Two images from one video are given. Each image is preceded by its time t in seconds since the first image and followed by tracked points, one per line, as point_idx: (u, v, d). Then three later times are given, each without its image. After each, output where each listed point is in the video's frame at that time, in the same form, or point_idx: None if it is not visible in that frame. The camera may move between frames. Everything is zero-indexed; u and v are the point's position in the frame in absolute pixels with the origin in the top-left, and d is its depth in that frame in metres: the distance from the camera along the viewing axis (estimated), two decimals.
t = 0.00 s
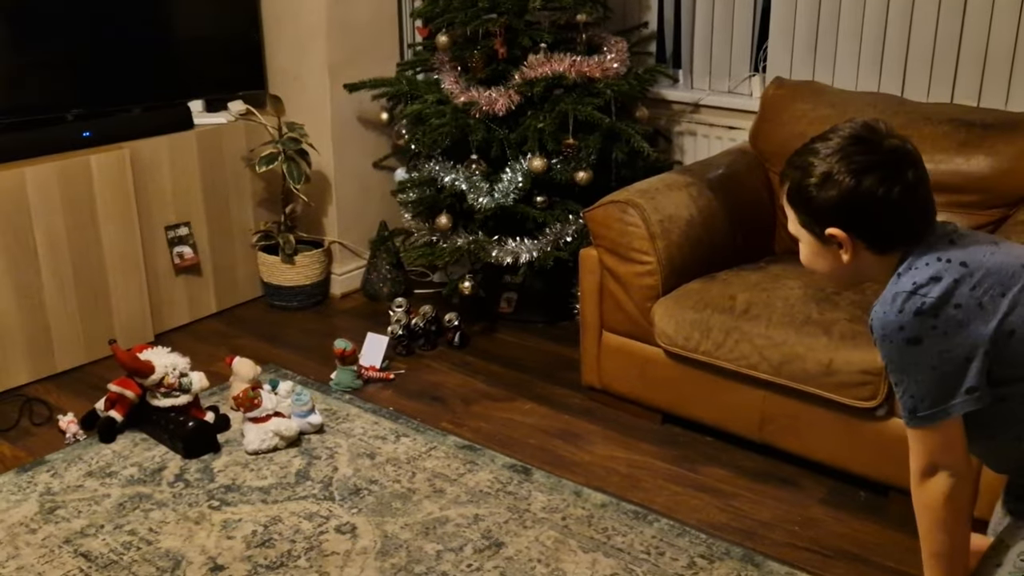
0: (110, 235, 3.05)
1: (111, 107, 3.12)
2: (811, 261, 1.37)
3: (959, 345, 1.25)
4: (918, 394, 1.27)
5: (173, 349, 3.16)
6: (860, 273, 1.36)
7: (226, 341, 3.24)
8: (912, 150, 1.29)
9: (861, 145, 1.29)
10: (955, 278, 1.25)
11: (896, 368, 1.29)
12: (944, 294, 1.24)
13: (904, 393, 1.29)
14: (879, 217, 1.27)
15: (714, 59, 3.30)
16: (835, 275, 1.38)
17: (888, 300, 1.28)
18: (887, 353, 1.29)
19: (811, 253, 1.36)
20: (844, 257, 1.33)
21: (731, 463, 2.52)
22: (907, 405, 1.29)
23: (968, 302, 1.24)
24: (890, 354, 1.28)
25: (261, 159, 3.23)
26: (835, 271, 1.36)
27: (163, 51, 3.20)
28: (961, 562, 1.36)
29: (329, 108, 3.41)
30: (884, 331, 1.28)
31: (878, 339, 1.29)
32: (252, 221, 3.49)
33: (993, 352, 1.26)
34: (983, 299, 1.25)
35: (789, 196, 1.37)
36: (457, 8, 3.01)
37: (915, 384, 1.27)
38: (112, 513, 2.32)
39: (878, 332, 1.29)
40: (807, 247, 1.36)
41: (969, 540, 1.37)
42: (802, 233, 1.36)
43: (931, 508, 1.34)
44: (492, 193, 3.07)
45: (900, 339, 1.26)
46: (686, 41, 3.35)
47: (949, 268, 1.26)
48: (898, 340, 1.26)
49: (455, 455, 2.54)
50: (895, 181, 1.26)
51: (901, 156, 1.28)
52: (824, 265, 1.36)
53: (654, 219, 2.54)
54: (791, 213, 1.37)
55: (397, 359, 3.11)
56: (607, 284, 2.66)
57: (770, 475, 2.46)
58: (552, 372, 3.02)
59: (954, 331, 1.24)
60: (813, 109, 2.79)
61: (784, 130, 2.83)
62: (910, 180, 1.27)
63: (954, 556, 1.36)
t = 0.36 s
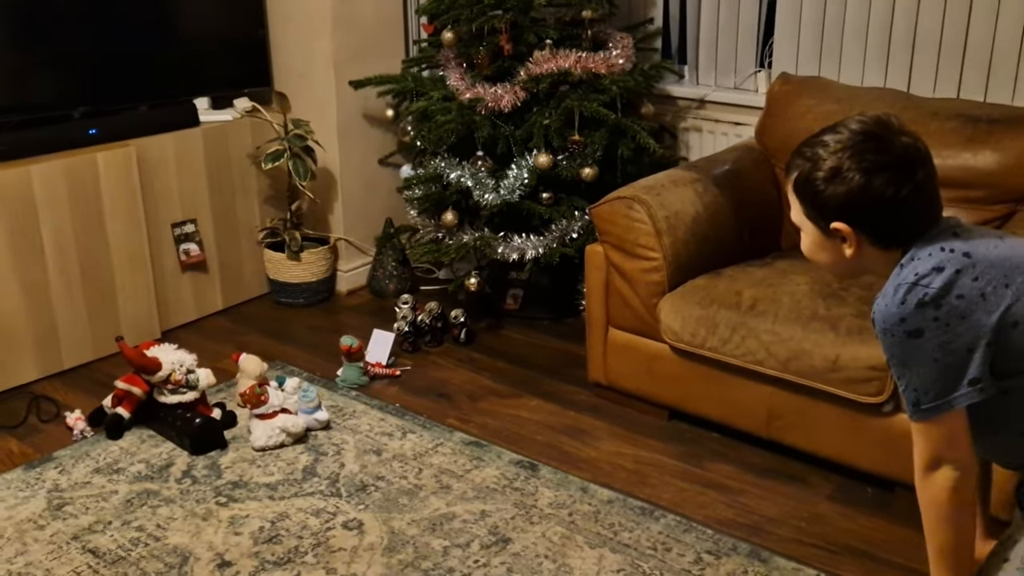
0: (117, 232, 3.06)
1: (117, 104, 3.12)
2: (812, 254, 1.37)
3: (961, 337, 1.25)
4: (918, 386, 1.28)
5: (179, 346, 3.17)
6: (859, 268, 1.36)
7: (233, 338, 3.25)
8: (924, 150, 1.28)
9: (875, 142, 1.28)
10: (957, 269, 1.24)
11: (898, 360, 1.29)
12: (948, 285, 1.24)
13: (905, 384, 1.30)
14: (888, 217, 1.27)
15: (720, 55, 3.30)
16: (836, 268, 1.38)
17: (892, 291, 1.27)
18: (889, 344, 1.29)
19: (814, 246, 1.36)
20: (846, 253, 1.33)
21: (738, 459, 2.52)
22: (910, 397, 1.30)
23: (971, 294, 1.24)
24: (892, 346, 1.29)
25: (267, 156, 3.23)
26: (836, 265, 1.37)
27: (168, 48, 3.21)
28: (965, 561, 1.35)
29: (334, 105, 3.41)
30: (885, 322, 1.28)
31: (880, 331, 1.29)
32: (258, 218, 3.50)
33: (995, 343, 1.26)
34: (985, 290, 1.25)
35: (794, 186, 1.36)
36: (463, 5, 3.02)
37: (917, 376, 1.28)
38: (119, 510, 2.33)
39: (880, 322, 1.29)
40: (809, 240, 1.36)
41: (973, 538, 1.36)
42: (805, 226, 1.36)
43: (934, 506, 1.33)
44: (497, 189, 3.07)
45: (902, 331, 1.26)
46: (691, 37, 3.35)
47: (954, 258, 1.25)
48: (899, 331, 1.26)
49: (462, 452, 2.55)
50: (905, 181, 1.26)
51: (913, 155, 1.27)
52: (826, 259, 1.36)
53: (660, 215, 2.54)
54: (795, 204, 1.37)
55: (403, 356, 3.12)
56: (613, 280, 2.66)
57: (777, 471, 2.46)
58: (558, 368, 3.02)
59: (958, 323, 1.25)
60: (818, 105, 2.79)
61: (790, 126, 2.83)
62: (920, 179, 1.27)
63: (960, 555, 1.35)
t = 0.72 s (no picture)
0: (123, 230, 3.06)
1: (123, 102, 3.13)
2: (815, 249, 1.37)
3: (966, 333, 1.25)
4: (921, 383, 1.28)
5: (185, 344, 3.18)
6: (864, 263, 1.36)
7: (239, 336, 3.25)
8: (928, 143, 1.28)
9: (879, 135, 1.28)
10: (962, 266, 1.24)
11: (901, 356, 1.28)
12: (953, 282, 1.24)
13: (908, 381, 1.29)
14: (892, 209, 1.27)
15: (725, 51, 3.29)
16: (840, 264, 1.38)
17: (896, 287, 1.27)
18: (892, 340, 1.28)
19: (818, 240, 1.36)
20: (850, 247, 1.33)
21: (744, 456, 2.52)
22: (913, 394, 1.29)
23: (976, 290, 1.24)
24: (895, 343, 1.28)
25: (273, 153, 3.24)
26: (841, 260, 1.36)
27: (173, 46, 3.21)
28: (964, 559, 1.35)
29: (340, 103, 3.41)
30: (889, 318, 1.27)
31: (883, 327, 1.28)
32: (264, 215, 3.51)
33: (1000, 340, 1.26)
34: (990, 287, 1.24)
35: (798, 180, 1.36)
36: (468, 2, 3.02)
37: (920, 372, 1.27)
38: (126, 507, 2.34)
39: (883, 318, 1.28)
40: (812, 234, 1.36)
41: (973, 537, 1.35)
42: (808, 220, 1.36)
43: (934, 503, 1.33)
44: (503, 187, 3.07)
45: (906, 327, 1.25)
46: (696, 33, 3.34)
47: (958, 255, 1.25)
48: (904, 328, 1.26)
49: (467, 449, 2.55)
50: (909, 173, 1.26)
51: (917, 148, 1.27)
52: (830, 254, 1.36)
53: (665, 212, 2.54)
54: (798, 199, 1.37)
55: (409, 353, 3.12)
56: (618, 277, 2.66)
57: (783, 467, 2.46)
58: (564, 365, 3.03)
59: (963, 319, 1.24)
60: (824, 101, 2.78)
61: (796, 122, 2.82)
62: (925, 172, 1.27)
63: (959, 553, 1.34)
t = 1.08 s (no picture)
0: (128, 227, 3.07)
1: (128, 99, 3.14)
2: (820, 247, 1.36)
3: (971, 329, 1.25)
4: (924, 377, 1.27)
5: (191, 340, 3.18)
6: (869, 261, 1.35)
7: (244, 332, 3.26)
8: (932, 138, 1.29)
9: (883, 129, 1.28)
10: (968, 262, 1.24)
11: (904, 349, 1.28)
12: (959, 277, 1.23)
13: (909, 374, 1.29)
14: (897, 202, 1.26)
15: (730, 46, 3.29)
16: (844, 261, 1.37)
17: (902, 281, 1.26)
18: (895, 334, 1.28)
19: (823, 237, 1.35)
20: (855, 243, 1.32)
21: (748, 452, 2.51)
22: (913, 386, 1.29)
23: (982, 287, 1.24)
24: (899, 336, 1.27)
25: (278, 150, 3.24)
26: (846, 257, 1.35)
27: (178, 43, 3.21)
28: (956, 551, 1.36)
29: (344, 99, 3.41)
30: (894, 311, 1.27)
31: (887, 321, 1.28)
32: (268, 212, 3.51)
33: (1005, 337, 1.25)
34: (996, 283, 1.24)
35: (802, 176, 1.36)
36: None
37: (922, 366, 1.27)
38: (131, 503, 2.34)
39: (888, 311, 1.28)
40: (817, 231, 1.36)
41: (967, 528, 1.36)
42: (813, 217, 1.35)
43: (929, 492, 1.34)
44: (507, 183, 3.08)
45: (911, 321, 1.25)
46: (701, 29, 3.34)
47: (965, 251, 1.25)
48: (908, 322, 1.25)
49: (472, 445, 2.55)
50: (914, 167, 1.26)
51: (921, 143, 1.27)
52: (835, 251, 1.35)
53: (670, 208, 2.53)
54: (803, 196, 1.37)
55: (414, 349, 3.12)
56: (623, 273, 2.66)
57: (788, 463, 2.46)
58: (568, 361, 3.03)
59: (968, 315, 1.24)
60: (829, 97, 2.77)
61: (801, 118, 2.82)
62: (929, 167, 1.27)
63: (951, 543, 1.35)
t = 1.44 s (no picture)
0: (134, 223, 3.08)
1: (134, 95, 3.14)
2: (832, 243, 1.36)
3: (971, 338, 1.25)
4: (920, 380, 1.27)
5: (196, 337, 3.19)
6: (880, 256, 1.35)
7: (249, 328, 3.26)
8: (945, 134, 1.28)
9: (896, 124, 1.28)
10: (973, 271, 1.23)
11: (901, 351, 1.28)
12: (962, 287, 1.23)
13: (906, 375, 1.29)
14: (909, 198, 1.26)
15: (735, 43, 3.28)
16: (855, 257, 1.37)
17: (906, 285, 1.26)
18: (896, 335, 1.28)
19: (834, 232, 1.35)
20: (867, 238, 1.32)
21: (753, 449, 2.51)
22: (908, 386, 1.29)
23: (985, 296, 1.23)
24: (898, 337, 1.27)
25: (283, 147, 3.24)
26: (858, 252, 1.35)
27: (183, 40, 3.21)
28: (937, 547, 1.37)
29: (350, 96, 3.42)
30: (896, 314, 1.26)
31: (889, 322, 1.28)
32: (274, 208, 3.52)
33: (1006, 346, 1.26)
34: (1000, 294, 1.24)
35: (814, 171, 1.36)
36: None
37: (918, 369, 1.27)
38: (137, 499, 2.35)
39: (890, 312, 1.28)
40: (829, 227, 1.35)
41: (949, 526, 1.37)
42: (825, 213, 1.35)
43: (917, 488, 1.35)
44: (512, 180, 3.07)
45: (911, 326, 1.25)
46: (706, 25, 3.33)
47: (971, 260, 1.24)
48: (909, 327, 1.25)
49: (477, 442, 2.55)
50: (927, 163, 1.25)
51: (934, 139, 1.27)
52: (845, 246, 1.35)
53: (675, 205, 2.53)
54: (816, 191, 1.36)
55: (419, 346, 3.12)
56: (628, 270, 2.66)
57: (793, 460, 2.46)
58: (573, 357, 3.03)
59: (969, 324, 1.24)
60: (834, 94, 2.77)
61: (806, 115, 2.81)
62: (943, 163, 1.26)
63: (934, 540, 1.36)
